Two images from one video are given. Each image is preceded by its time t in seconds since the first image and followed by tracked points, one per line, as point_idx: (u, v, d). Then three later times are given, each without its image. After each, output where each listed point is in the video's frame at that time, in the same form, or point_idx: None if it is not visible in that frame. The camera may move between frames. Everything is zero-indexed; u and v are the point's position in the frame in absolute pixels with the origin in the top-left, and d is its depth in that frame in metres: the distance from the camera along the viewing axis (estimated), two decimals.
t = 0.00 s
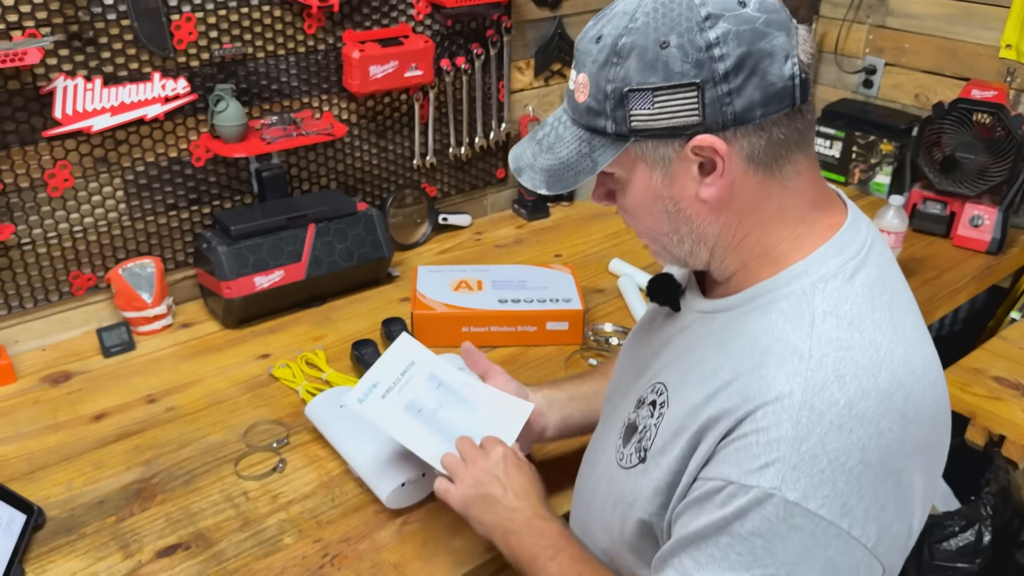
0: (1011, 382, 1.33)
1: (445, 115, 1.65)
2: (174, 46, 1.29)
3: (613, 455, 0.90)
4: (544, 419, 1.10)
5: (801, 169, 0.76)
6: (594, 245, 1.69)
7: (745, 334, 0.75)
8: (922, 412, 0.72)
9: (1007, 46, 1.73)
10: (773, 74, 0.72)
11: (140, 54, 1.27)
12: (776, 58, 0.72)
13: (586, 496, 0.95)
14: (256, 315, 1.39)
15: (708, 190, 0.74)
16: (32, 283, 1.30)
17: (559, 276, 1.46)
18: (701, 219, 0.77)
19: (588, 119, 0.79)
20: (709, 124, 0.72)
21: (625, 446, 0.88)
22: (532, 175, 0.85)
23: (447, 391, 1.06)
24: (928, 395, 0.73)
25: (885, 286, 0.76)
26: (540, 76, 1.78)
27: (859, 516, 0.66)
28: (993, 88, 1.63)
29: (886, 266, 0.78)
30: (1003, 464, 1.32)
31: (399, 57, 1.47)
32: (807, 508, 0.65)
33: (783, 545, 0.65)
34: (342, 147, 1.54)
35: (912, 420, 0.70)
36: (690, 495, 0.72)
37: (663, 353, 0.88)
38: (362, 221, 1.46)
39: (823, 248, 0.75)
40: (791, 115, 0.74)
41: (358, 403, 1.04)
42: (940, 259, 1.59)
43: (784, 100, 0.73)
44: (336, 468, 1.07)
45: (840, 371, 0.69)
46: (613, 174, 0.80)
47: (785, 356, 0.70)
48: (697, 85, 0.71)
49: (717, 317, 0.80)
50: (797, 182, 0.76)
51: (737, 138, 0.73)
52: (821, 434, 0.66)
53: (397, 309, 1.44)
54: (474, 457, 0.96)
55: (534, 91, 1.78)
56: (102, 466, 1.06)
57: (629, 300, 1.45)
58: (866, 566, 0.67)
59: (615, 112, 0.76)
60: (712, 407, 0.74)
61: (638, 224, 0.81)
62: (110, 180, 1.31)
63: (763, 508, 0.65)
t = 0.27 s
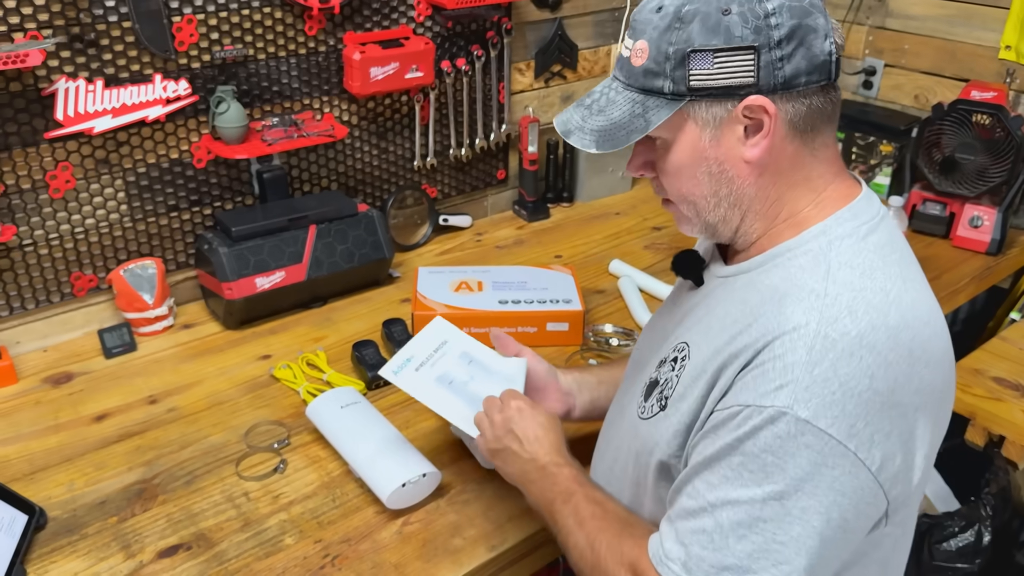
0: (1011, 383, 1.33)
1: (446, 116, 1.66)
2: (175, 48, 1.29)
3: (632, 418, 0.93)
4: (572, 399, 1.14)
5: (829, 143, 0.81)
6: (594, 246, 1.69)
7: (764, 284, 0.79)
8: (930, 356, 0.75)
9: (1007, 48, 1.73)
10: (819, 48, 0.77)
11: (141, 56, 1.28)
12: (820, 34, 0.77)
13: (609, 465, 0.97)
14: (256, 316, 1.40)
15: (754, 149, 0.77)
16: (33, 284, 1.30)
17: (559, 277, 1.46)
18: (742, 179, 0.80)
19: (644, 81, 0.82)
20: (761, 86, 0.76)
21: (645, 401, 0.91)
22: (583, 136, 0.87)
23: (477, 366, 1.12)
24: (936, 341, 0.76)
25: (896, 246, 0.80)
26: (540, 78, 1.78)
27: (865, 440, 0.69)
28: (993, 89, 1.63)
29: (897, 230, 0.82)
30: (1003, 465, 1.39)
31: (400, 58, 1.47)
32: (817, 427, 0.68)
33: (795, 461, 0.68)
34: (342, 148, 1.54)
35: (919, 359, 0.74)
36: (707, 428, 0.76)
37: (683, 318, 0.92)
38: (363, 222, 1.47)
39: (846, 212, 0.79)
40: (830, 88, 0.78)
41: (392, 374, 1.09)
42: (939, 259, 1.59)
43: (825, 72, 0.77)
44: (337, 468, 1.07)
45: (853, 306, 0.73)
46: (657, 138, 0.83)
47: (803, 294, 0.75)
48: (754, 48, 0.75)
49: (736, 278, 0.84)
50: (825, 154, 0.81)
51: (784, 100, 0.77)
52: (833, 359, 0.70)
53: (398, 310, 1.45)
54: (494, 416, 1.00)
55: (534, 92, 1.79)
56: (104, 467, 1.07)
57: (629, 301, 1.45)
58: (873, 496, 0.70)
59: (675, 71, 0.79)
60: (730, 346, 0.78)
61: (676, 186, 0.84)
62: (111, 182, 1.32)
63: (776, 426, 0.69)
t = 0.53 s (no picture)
0: (1010, 384, 1.33)
1: (446, 118, 1.66)
2: (176, 50, 1.30)
3: (648, 399, 0.94)
4: (585, 398, 1.15)
5: (841, 135, 0.81)
6: (594, 248, 1.69)
7: (780, 257, 0.80)
8: (941, 326, 0.76)
9: (1006, 50, 1.74)
10: (826, 44, 0.77)
11: (142, 58, 1.28)
12: (830, 30, 0.77)
13: (624, 450, 0.98)
14: (257, 318, 1.40)
15: (763, 138, 0.78)
16: (35, 286, 1.31)
17: (559, 279, 1.47)
18: (753, 166, 0.80)
19: (663, 72, 0.84)
20: (769, 78, 0.77)
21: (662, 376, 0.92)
22: (606, 124, 0.89)
23: (499, 361, 1.11)
24: (948, 314, 0.77)
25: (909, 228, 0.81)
26: (540, 80, 1.79)
27: (876, 398, 0.70)
28: (991, 91, 1.63)
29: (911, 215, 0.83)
30: (1002, 466, 1.39)
31: (400, 61, 1.48)
32: (829, 382, 0.69)
33: (806, 415, 0.69)
34: (343, 150, 1.54)
35: (931, 327, 0.74)
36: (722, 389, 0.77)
37: (700, 299, 0.93)
38: (364, 223, 1.47)
39: (859, 197, 0.80)
40: (841, 82, 0.79)
41: (410, 363, 1.13)
42: (939, 261, 1.59)
43: (834, 66, 0.77)
44: (338, 470, 1.08)
45: (868, 272, 0.74)
46: (674, 126, 0.84)
47: (820, 262, 0.76)
48: (762, 42, 0.76)
49: (751, 261, 0.84)
50: (838, 145, 0.81)
51: (793, 91, 0.77)
52: (848, 319, 0.71)
53: (398, 312, 1.45)
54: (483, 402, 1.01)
55: (534, 95, 1.79)
56: (105, 468, 1.07)
57: (629, 302, 1.46)
58: (882, 455, 0.70)
59: (690, 62, 0.80)
60: (748, 314, 0.80)
61: (690, 173, 0.85)
62: (113, 184, 1.32)
63: (790, 380, 0.70)
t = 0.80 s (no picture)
0: (1008, 385, 1.34)
1: (445, 120, 1.67)
2: (176, 52, 1.30)
3: (647, 388, 0.94)
4: (589, 392, 1.16)
5: (845, 138, 0.82)
6: (593, 249, 1.70)
7: (781, 252, 0.81)
8: (934, 332, 0.76)
9: (1004, 52, 1.75)
10: (832, 50, 0.77)
11: (142, 61, 1.29)
12: (835, 37, 0.77)
13: (624, 442, 0.98)
14: (257, 319, 1.41)
15: (765, 140, 0.78)
16: (35, 287, 1.31)
17: (558, 280, 1.47)
18: (756, 166, 0.81)
19: (669, 71, 0.83)
20: (773, 82, 0.77)
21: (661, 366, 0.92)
22: (612, 119, 0.90)
23: (501, 355, 1.11)
24: (942, 320, 0.77)
25: (911, 235, 0.81)
26: (539, 82, 1.79)
27: (859, 395, 0.70)
28: (988, 92, 1.64)
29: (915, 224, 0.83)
30: (1000, 467, 1.40)
31: (399, 63, 1.48)
32: (813, 374, 0.70)
33: (786, 403, 0.70)
34: (343, 152, 1.55)
35: (924, 333, 0.75)
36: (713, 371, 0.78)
37: (704, 290, 0.93)
38: (363, 225, 1.48)
39: (862, 198, 0.80)
40: (845, 87, 0.79)
41: (419, 344, 1.13)
42: (937, 262, 1.60)
43: (839, 72, 0.78)
44: (337, 470, 1.08)
45: (865, 272, 0.74)
46: (679, 124, 0.85)
47: (819, 259, 0.76)
48: (768, 47, 0.76)
49: (754, 257, 0.85)
50: (841, 148, 0.82)
51: (796, 95, 0.77)
52: (840, 316, 0.72)
53: (398, 313, 1.45)
54: (472, 388, 1.03)
55: (533, 97, 1.80)
56: (105, 469, 1.07)
57: (628, 304, 1.46)
58: (859, 450, 0.71)
59: (696, 64, 0.80)
60: (746, 303, 0.80)
61: (694, 171, 0.85)
62: (113, 185, 1.33)
63: (776, 368, 0.71)
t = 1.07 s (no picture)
0: (1006, 386, 1.34)
1: (444, 122, 1.67)
2: (176, 54, 1.31)
3: (644, 390, 0.94)
4: (590, 394, 1.16)
5: (842, 145, 0.82)
6: (592, 251, 1.70)
7: (782, 256, 0.81)
8: (934, 337, 0.76)
9: (1001, 53, 1.75)
10: (829, 60, 0.77)
11: (141, 62, 1.29)
12: (833, 46, 0.77)
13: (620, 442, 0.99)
14: (256, 320, 1.41)
15: (763, 150, 0.79)
16: (34, 288, 1.31)
17: (557, 281, 1.47)
18: (754, 175, 0.81)
19: (667, 82, 0.83)
20: (772, 94, 0.77)
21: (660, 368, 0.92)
22: (609, 128, 0.90)
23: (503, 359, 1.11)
24: (942, 325, 0.78)
25: (909, 241, 0.81)
26: (537, 84, 1.80)
27: (863, 399, 0.71)
28: (986, 94, 1.64)
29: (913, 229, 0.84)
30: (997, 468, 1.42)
31: (398, 65, 1.48)
32: (818, 379, 0.70)
33: (792, 406, 0.70)
34: (342, 154, 1.55)
35: (925, 338, 0.75)
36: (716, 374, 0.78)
37: (703, 293, 0.93)
38: (362, 227, 1.48)
39: (861, 203, 0.81)
40: (841, 97, 0.80)
41: (420, 348, 1.12)
42: (935, 263, 1.60)
43: (836, 82, 0.78)
44: (336, 471, 1.08)
45: (868, 278, 0.74)
46: (677, 133, 0.84)
47: (823, 264, 0.76)
48: (767, 59, 0.76)
49: (755, 260, 0.85)
50: (839, 155, 0.82)
51: (794, 106, 0.77)
52: (844, 321, 0.72)
53: (397, 314, 1.45)
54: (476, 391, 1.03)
55: (531, 99, 1.80)
56: (104, 471, 1.07)
57: (626, 306, 1.46)
58: (863, 453, 0.71)
59: (695, 75, 0.80)
60: (749, 307, 0.80)
61: (692, 179, 0.85)
62: (112, 187, 1.33)
63: (781, 373, 0.71)
